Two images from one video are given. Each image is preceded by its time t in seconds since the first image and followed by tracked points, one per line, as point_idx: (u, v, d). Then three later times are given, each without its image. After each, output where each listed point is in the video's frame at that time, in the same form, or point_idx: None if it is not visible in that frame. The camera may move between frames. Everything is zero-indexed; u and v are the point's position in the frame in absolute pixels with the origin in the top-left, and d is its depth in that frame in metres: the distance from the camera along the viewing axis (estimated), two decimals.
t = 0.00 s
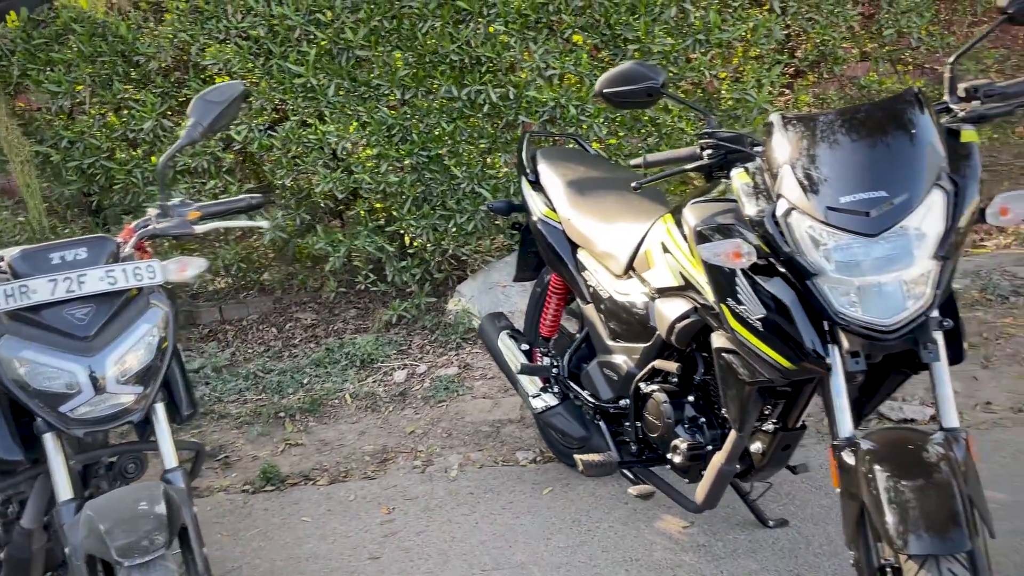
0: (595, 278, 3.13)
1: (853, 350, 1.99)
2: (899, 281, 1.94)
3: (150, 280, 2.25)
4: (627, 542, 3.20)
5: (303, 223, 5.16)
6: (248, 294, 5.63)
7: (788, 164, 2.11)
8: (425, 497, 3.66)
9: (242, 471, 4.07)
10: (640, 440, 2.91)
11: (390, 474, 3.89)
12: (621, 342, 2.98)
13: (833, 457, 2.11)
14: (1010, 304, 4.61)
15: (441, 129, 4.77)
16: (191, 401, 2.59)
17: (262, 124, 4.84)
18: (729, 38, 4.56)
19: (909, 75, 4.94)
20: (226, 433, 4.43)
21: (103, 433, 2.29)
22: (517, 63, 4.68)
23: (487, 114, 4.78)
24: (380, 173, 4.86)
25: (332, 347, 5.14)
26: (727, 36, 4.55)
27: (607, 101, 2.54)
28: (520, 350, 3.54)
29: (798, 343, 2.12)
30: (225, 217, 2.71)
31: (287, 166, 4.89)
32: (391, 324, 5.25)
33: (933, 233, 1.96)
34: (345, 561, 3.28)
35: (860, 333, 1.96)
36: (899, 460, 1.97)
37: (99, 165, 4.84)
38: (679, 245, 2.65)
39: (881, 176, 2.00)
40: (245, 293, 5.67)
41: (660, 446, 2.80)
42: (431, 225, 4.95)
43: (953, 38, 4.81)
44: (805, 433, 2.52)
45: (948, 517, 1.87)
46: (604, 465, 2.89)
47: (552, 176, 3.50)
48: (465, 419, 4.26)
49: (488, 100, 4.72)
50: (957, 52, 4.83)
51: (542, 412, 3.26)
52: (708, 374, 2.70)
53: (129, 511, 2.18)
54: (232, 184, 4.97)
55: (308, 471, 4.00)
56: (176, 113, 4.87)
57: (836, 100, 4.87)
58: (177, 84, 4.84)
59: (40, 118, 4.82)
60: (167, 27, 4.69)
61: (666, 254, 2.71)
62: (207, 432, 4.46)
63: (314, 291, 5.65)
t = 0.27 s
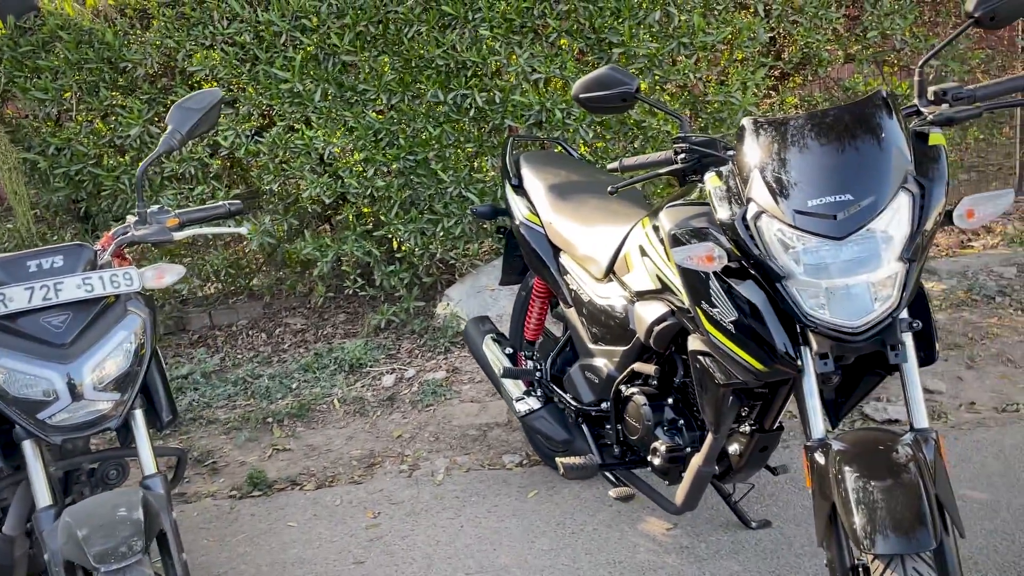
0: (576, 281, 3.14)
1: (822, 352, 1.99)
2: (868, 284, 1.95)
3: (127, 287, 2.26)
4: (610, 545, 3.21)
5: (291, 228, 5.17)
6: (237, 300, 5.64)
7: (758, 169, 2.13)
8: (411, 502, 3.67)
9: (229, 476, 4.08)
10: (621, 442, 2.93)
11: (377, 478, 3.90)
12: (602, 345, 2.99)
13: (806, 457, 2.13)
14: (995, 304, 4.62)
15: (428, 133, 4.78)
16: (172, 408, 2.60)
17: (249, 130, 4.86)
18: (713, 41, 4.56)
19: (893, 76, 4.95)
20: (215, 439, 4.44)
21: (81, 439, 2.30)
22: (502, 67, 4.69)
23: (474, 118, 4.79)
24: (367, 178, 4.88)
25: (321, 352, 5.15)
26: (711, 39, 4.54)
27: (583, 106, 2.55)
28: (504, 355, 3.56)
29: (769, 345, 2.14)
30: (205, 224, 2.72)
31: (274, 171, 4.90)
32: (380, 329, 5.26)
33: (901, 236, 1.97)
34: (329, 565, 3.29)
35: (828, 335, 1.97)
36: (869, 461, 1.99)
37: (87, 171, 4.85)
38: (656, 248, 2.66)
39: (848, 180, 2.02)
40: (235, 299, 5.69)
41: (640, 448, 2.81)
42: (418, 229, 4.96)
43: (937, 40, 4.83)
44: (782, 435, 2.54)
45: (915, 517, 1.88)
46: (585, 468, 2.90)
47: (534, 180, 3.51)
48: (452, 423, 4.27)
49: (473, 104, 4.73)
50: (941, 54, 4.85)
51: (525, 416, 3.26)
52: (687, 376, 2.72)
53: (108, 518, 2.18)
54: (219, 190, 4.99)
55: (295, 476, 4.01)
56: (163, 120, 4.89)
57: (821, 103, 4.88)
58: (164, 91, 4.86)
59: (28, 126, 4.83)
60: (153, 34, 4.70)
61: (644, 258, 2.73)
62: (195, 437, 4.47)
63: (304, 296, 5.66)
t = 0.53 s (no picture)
0: (571, 284, 3.15)
1: (813, 353, 2.00)
2: (858, 285, 1.96)
3: (122, 292, 2.27)
4: (606, 546, 3.22)
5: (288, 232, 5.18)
6: (235, 304, 5.65)
7: (749, 171, 2.15)
8: (408, 505, 3.67)
9: (227, 480, 4.08)
10: (616, 444, 2.94)
11: (374, 481, 3.91)
12: (596, 347, 3.00)
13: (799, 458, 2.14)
14: (990, 304, 4.63)
15: (424, 137, 4.79)
16: (168, 411, 2.61)
17: (245, 134, 4.87)
18: (707, 44, 4.57)
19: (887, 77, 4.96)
20: (212, 443, 4.45)
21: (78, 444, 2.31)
22: (496, 70, 4.70)
23: (469, 121, 4.80)
24: (363, 181, 4.89)
25: (319, 355, 5.16)
26: (704, 41, 4.55)
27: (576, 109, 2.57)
28: (500, 356, 3.55)
29: (761, 346, 2.16)
30: (200, 228, 2.73)
31: (271, 176, 4.91)
32: (377, 332, 5.27)
33: (890, 237, 1.98)
34: (327, 568, 3.30)
35: (819, 336, 1.98)
36: (861, 461, 1.99)
37: (84, 177, 4.87)
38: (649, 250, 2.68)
39: (838, 183, 2.03)
40: (232, 303, 5.70)
41: (635, 450, 2.82)
42: (415, 233, 4.98)
43: (930, 41, 4.84)
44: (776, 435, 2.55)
45: (906, 517, 1.89)
46: (580, 470, 2.91)
47: (529, 183, 3.53)
48: (449, 425, 4.28)
49: (469, 108, 4.74)
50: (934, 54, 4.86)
51: (521, 418, 3.24)
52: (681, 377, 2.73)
53: (104, 523, 2.19)
54: (216, 195, 5.00)
55: (293, 480, 4.01)
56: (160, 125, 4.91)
57: (815, 104, 4.89)
58: (160, 96, 4.87)
59: (25, 131, 4.85)
60: (149, 40, 4.72)
61: (638, 260, 2.74)
62: (193, 442, 4.47)
63: (301, 299, 5.67)
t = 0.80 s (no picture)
0: (569, 287, 3.13)
1: (815, 356, 1.98)
2: (861, 287, 1.94)
3: (115, 297, 2.23)
4: (605, 550, 3.20)
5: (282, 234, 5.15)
6: (228, 307, 5.61)
7: (750, 173, 2.13)
8: (405, 509, 3.65)
9: (221, 485, 4.05)
10: (615, 447, 2.91)
11: (370, 486, 3.88)
12: (595, 350, 2.98)
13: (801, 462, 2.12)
14: (986, 305, 4.63)
15: (419, 138, 4.77)
16: (162, 416, 2.57)
17: (238, 136, 4.83)
18: (702, 44, 4.56)
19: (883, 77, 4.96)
20: (206, 447, 4.42)
21: (73, 451, 2.28)
22: (491, 71, 4.68)
23: (465, 123, 4.78)
24: (357, 184, 4.87)
25: (313, 358, 5.13)
26: (700, 42, 4.54)
27: (574, 111, 2.54)
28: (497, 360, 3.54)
29: (763, 349, 2.12)
30: (195, 232, 2.70)
31: (265, 178, 4.87)
32: (372, 335, 5.24)
33: (893, 239, 1.96)
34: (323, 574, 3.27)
35: (821, 339, 1.96)
36: (865, 465, 1.98)
37: (76, 179, 4.82)
38: (648, 252, 2.66)
39: (840, 185, 2.01)
40: (226, 306, 5.66)
41: (635, 453, 2.80)
42: (410, 235, 4.95)
43: (926, 41, 4.83)
44: (777, 438, 2.53)
45: (911, 521, 1.87)
46: (579, 474, 2.89)
47: (526, 184, 3.50)
48: (445, 429, 4.26)
49: (464, 110, 4.72)
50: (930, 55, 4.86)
51: (518, 422, 3.24)
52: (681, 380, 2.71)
53: (97, 531, 2.15)
54: (209, 197, 4.96)
55: (288, 485, 3.98)
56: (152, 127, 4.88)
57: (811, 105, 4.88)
58: (152, 98, 4.84)
59: (15, 134, 4.80)
60: (141, 41, 4.68)
61: (637, 263, 2.72)
62: (187, 446, 4.43)
63: (296, 302, 5.64)
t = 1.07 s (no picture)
0: (569, 291, 3.08)
1: (829, 363, 1.94)
2: (875, 293, 1.91)
3: (107, 304, 2.16)
4: (606, 558, 3.15)
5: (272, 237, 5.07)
6: (217, 310, 5.53)
7: (760, 175, 2.09)
8: (401, 517, 3.58)
9: (212, 493, 3.97)
10: (618, 454, 2.87)
11: (365, 493, 3.81)
12: (596, 355, 2.93)
13: (812, 471, 2.08)
14: (982, 306, 4.63)
15: (411, 140, 4.71)
16: (156, 428, 2.51)
17: (227, 138, 4.75)
18: (698, 45, 4.53)
19: (877, 78, 4.95)
20: (196, 454, 4.33)
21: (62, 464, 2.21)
22: (485, 72, 4.62)
23: (458, 124, 4.72)
24: (349, 185, 4.80)
25: (304, 363, 5.05)
26: (695, 43, 4.50)
27: (577, 113, 2.50)
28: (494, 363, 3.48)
29: (774, 356, 2.08)
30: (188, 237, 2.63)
31: (255, 180, 4.79)
32: (364, 338, 5.17)
33: (908, 243, 1.93)
34: None
35: (835, 345, 1.93)
36: (880, 475, 1.94)
37: (61, 182, 4.73)
38: (652, 256, 2.61)
39: (854, 187, 1.97)
40: (215, 310, 5.57)
41: (638, 460, 2.75)
42: (403, 237, 4.89)
43: (920, 42, 4.82)
44: (784, 445, 2.48)
45: (930, 532, 1.84)
46: (581, 482, 2.83)
47: (523, 187, 3.45)
48: (440, 434, 4.20)
49: (458, 111, 4.66)
50: (924, 56, 4.84)
51: (518, 428, 3.20)
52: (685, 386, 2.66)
53: (90, 546, 2.08)
54: (197, 200, 4.88)
55: (281, 492, 3.91)
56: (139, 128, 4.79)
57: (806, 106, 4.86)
58: (139, 98, 4.75)
59: None
60: (127, 41, 4.59)
61: (640, 267, 2.67)
62: (176, 454, 4.35)
63: (286, 306, 5.56)
